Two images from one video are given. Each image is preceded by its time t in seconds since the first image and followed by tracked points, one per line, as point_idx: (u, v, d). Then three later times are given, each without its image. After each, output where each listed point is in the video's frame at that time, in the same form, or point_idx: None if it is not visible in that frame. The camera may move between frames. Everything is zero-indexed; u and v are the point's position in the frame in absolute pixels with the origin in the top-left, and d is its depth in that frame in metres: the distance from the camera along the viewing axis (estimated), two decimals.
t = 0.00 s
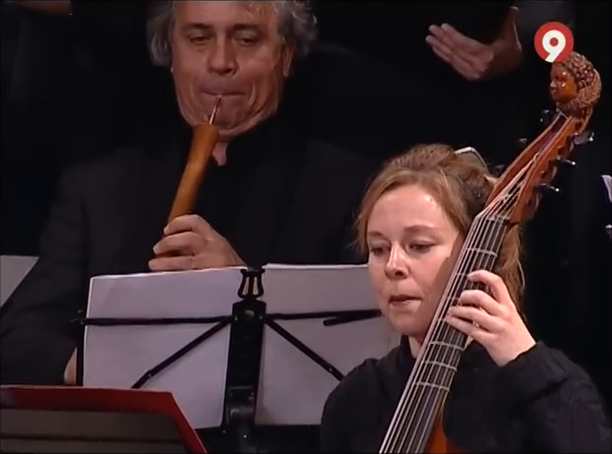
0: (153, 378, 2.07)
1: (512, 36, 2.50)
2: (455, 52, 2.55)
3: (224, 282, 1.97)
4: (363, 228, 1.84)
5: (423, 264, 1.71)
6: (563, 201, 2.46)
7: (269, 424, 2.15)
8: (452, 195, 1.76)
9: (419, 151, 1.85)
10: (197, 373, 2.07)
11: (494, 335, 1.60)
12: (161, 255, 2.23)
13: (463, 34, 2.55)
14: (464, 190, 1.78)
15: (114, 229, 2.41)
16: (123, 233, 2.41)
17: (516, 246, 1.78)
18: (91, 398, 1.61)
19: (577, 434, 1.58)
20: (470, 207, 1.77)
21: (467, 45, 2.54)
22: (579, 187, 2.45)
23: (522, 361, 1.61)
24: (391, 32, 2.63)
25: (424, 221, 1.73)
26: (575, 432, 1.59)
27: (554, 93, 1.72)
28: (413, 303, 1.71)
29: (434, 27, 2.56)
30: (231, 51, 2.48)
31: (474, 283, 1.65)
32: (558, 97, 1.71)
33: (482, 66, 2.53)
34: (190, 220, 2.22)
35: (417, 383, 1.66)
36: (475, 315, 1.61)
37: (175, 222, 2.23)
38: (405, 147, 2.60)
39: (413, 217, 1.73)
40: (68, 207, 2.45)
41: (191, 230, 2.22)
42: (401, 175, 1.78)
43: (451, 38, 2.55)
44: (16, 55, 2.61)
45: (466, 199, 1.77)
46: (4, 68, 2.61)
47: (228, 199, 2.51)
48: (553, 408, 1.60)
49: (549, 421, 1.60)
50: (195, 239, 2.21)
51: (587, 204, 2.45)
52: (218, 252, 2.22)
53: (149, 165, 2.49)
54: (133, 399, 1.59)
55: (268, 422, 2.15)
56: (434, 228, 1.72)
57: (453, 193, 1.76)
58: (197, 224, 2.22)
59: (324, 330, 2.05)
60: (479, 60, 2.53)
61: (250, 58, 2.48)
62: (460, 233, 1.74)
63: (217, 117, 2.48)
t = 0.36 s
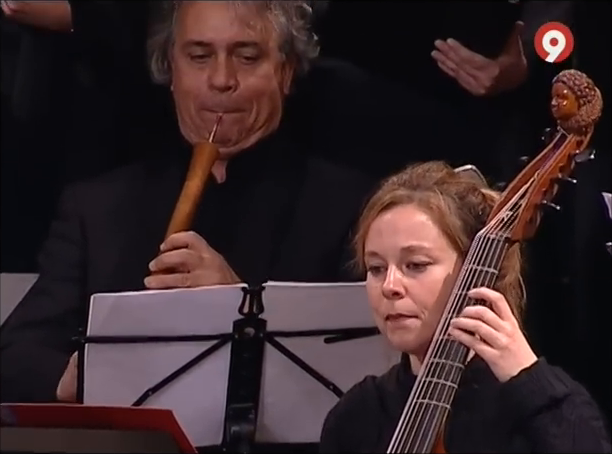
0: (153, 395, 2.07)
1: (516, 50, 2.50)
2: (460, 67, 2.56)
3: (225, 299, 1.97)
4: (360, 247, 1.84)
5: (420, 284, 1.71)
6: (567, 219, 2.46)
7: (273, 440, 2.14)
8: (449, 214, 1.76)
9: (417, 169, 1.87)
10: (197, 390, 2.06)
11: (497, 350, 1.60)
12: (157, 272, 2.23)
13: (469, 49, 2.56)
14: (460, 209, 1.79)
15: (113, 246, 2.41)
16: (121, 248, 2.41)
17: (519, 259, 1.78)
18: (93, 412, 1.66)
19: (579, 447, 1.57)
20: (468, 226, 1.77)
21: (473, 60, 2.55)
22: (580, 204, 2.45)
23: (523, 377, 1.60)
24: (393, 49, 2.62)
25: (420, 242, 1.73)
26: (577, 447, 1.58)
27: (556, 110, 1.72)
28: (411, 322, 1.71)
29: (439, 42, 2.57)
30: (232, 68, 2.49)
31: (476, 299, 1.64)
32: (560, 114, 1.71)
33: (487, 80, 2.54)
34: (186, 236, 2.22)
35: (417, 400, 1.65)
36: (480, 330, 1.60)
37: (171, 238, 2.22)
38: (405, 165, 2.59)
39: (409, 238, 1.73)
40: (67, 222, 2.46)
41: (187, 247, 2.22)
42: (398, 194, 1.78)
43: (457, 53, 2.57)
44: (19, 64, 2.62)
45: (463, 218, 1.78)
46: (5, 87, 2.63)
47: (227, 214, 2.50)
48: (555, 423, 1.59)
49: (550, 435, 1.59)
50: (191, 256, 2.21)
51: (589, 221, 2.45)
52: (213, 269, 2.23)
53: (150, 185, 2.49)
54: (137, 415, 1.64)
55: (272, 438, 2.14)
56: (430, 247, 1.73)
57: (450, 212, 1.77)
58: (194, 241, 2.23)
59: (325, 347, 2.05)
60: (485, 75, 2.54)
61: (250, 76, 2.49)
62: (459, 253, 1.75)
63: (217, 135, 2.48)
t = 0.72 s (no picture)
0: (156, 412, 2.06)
1: (520, 66, 2.48)
2: (465, 82, 2.53)
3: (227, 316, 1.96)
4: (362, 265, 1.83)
5: (421, 301, 1.71)
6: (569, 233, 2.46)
7: None
8: (451, 231, 1.76)
9: (420, 184, 1.86)
10: (199, 407, 2.06)
11: (501, 363, 1.60)
12: (163, 288, 2.22)
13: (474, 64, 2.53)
14: (463, 226, 1.78)
15: (115, 261, 2.41)
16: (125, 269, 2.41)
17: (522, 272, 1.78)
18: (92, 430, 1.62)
19: None
20: (470, 242, 1.77)
21: (477, 75, 2.53)
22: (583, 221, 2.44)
23: (529, 390, 1.61)
24: (393, 63, 2.63)
25: (421, 258, 1.73)
26: None
27: (557, 127, 1.71)
28: (412, 339, 1.72)
29: (445, 57, 2.55)
30: (238, 83, 2.46)
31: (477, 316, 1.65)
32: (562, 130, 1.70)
33: (491, 96, 2.52)
34: (193, 253, 2.22)
35: (419, 416, 1.65)
36: (484, 345, 1.60)
37: (178, 255, 2.22)
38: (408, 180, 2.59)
39: (411, 255, 1.73)
40: (70, 239, 2.45)
41: (194, 264, 2.21)
42: (400, 210, 1.78)
43: (462, 67, 2.53)
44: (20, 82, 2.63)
45: (465, 234, 1.78)
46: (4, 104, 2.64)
47: (228, 231, 2.48)
48: (562, 434, 1.59)
49: (556, 446, 1.59)
50: (198, 274, 2.20)
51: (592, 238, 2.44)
52: (219, 286, 2.22)
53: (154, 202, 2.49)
54: (137, 434, 1.62)
55: None
56: (432, 264, 1.73)
57: (452, 229, 1.77)
58: (200, 258, 2.22)
59: (327, 363, 2.05)
60: (488, 90, 2.52)
61: (257, 91, 2.47)
62: (460, 271, 1.75)
63: (223, 150, 2.46)
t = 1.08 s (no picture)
0: (157, 427, 2.06)
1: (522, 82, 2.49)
2: (466, 91, 2.53)
3: (227, 328, 1.96)
4: (360, 284, 1.82)
5: (420, 318, 1.70)
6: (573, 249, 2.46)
7: None
8: (451, 248, 1.75)
9: (418, 202, 1.86)
10: (200, 422, 2.06)
11: (506, 377, 1.59)
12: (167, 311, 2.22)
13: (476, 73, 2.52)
14: (462, 243, 1.78)
15: (120, 275, 2.42)
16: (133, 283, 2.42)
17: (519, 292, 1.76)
18: None
19: None
20: (468, 260, 1.76)
21: (479, 86, 2.52)
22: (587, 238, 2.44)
23: (535, 403, 1.60)
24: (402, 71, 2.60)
25: (421, 276, 1.72)
26: None
27: (560, 142, 1.71)
28: (410, 356, 1.70)
29: (449, 64, 2.54)
30: (248, 103, 2.44)
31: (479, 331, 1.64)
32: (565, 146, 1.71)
33: (490, 109, 2.52)
34: (198, 277, 2.22)
35: (421, 431, 1.65)
36: (489, 360, 1.60)
37: (183, 279, 2.22)
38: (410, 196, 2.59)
39: (410, 271, 1.72)
40: (76, 251, 2.44)
41: (199, 288, 2.21)
42: (398, 228, 1.77)
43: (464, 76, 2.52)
44: (20, 101, 2.64)
45: (464, 253, 1.77)
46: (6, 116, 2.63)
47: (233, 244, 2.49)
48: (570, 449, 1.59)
49: None
50: (202, 299, 2.20)
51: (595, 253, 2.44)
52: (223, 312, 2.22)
53: (158, 216, 2.50)
54: None
55: None
56: (431, 281, 1.72)
57: (451, 246, 1.76)
58: (205, 282, 2.22)
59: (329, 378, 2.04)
60: (489, 103, 2.52)
61: (266, 112, 2.45)
62: (460, 289, 1.74)
63: (231, 171, 2.45)
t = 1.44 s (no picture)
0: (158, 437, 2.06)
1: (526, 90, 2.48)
2: (470, 99, 2.53)
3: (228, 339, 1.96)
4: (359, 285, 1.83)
5: (420, 319, 1.71)
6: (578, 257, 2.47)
7: None
8: (451, 250, 1.77)
9: (418, 205, 1.87)
10: (201, 433, 2.06)
11: (509, 385, 1.60)
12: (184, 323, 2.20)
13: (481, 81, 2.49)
14: (461, 246, 1.79)
15: (123, 285, 2.42)
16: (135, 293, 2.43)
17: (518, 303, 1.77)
18: None
19: None
20: (468, 264, 1.78)
21: (482, 92, 2.51)
22: (588, 248, 2.45)
23: (541, 409, 1.61)
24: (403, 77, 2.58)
25: (420, 276, 1.74)
26: None
27: (560, 153, 1.74)
28: (408, 356, 1.72)
29: (452, 73, 2.51)
30: (252, 113, 2.46)
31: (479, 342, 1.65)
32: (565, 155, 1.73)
33: (495, 115, 2.52)
34: (214, 287, 2.19)
35: (421, 443, 1.67)
36: (490, 369, 1.61)
37: (200, 290, 2.20)
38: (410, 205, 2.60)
39: (410, 272, 1.74)
40: (79, 260, 2.45)
41: (215, 298, 2.19)
42: (400, 229, 1.79)
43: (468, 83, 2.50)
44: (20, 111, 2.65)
45: (464, 256, 1.78)
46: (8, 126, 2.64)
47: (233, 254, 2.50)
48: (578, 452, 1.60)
49: None
50: (219, 309, 2.17)
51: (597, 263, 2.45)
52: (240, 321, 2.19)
53: (162, 224, 2.50)
54: None
55: None
56: (430, 282, 1.74)
57: (451, 248, 1.78)
58: (222, 292, 2.20)
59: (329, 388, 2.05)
60: (493, 110, 2.52)
61: (271, 121, 2.47)
62: (462, 293, 1.76)
63: (237, 180, 2.46)
